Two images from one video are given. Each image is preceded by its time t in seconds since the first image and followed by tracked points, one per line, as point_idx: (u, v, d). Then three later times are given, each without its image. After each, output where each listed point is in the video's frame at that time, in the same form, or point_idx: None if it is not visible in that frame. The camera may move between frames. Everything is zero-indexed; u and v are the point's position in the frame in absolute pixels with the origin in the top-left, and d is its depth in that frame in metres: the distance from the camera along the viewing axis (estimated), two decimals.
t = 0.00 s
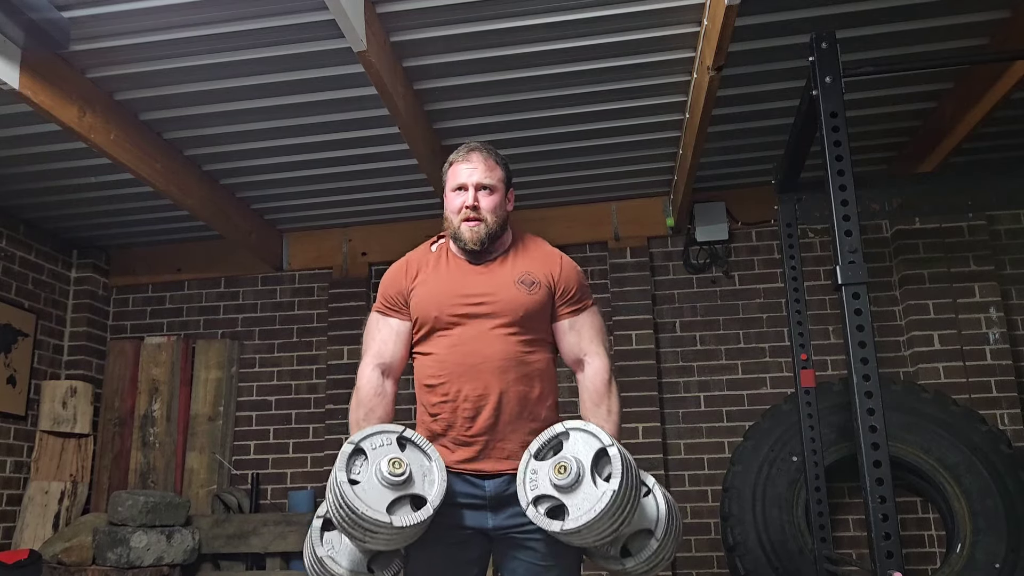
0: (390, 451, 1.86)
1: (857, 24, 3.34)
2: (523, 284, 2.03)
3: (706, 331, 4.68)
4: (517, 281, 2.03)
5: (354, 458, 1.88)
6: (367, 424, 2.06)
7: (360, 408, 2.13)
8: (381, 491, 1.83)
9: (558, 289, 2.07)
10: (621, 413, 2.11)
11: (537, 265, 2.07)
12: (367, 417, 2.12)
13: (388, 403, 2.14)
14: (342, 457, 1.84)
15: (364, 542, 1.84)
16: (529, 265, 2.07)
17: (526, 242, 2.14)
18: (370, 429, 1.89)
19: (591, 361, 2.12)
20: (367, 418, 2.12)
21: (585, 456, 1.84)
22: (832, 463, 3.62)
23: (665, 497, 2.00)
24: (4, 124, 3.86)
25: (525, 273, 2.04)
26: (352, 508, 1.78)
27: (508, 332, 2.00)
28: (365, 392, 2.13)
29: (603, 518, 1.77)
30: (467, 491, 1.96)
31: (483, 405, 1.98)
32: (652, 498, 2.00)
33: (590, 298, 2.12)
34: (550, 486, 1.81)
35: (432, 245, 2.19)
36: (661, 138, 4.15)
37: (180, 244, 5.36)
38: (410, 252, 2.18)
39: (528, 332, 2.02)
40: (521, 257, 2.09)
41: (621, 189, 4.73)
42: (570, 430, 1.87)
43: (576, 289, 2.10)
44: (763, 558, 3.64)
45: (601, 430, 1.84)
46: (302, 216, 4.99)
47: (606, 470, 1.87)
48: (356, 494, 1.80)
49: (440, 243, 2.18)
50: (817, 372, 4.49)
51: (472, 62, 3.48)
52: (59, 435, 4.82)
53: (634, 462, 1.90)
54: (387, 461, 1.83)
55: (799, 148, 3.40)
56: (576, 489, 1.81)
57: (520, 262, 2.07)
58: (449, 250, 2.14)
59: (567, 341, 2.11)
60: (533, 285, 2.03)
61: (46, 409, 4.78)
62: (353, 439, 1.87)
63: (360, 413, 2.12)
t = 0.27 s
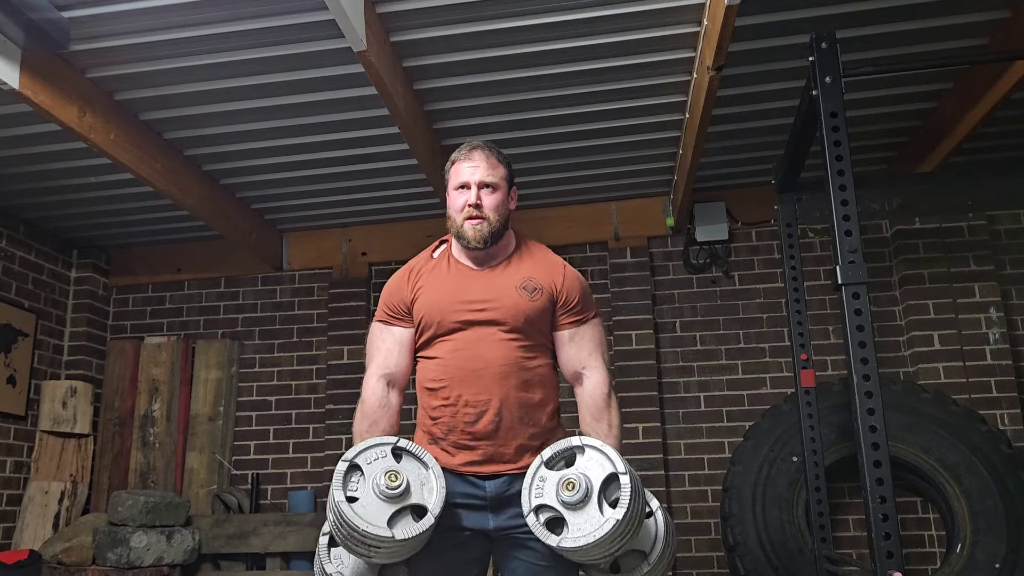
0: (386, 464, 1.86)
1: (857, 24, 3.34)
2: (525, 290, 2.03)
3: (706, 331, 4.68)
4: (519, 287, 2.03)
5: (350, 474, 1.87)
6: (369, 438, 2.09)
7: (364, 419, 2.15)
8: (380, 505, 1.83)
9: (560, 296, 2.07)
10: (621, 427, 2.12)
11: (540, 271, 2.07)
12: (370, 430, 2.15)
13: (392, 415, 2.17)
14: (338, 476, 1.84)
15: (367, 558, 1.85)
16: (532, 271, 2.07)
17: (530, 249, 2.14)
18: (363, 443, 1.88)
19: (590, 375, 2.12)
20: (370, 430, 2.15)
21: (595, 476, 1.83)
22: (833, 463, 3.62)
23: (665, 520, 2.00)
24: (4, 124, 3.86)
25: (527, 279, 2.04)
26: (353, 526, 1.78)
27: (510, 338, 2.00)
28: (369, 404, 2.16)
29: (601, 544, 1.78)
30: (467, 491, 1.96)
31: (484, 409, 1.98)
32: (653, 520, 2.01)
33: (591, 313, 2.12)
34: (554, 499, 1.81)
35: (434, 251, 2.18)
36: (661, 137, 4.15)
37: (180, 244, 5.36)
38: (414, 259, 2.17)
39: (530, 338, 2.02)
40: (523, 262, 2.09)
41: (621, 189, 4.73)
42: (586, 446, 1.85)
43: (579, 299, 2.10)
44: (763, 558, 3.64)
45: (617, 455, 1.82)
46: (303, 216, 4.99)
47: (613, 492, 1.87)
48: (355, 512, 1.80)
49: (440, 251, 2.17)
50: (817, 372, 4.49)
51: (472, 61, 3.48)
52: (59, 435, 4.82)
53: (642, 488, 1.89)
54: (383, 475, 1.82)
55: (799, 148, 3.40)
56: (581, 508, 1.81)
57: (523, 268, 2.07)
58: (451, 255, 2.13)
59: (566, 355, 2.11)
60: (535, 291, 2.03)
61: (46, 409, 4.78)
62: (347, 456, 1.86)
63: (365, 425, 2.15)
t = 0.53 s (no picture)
0: (391, 471, 1.85)
1: (857, 25, 3.34)
2: (526, 291, 2.03)
3: (706, 331, 4.68)
4: (520, 288, 2.03)
5: (355, 479, 1.86)
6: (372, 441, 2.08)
7: (367, 421, 2.15)
8: (383, 512, 1.82)
9: (561, 297, 2.07)
10: (621, 430, 2.12)
11: (541, 272, 2.07)
12: (373, 432, 2.14)
13: (395, 417, 2.16)
14: (343, 481, 1.83)
15: (368, 564, 1.85)
16: (533, 272, 2.07)
17: (532, 249, 2.14)
18: (370, 448, 1.87)
19: (590, 378, 2.11)
20: (373, 433, 2.14)
21: (594, 484, 1.82)
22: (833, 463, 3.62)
23: (668, 518, 2.01)
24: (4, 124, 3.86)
25: (528, 280, 2.04)
26: (355, 533, 1.78)
27: (511, 340, 2.00)
28: (372, 406, 2.15)
29: (603, 553, 1.78)
30: (468, 491, 1.96)
31: (486, 411, 1.98)
32: (655, 519, 2.01)
33: (593, 317, 2.12)
34: (554, 509, 1.81)
35: (437, 251, 2.18)
36: (661, 137, 4.15)
37: (180, 244, 5.36)
38: (416, 260, 2.18)
39: (531, 340, 2.02)
40: (525, 264, 2.09)
41: (621, 189, 4.73)
42: (584, 454, 1.84)
43: (580, 301, 2.09)
44: (763, 559, 3.64)
45: (615, 463, 1.81)
46: (303, 216, 4.99)
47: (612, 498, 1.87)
48: (358, 518, 1.80)
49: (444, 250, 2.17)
50: (817, 372, 4.49)
51: (472, 62, 3.48)
52: (59, 435, 4.82)
53: (642, 493, 1.89)
54: (388, 484, 1.82)
55: (800, 148, 3.40)
56: (581, 517, 1.81)
57: (524, 269, 2.07)
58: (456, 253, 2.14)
59: (567, 357, 2.10)
60: (536, 292, 2.03)
61: (46, 409, 4.78)
62: (353, 461, 1.85)
63: (367, 427, 2.15)
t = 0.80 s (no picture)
0: (395, 458, 1.85)
1: (857, 25, 3.34)
2: (524, 285, 2.03)
3: (706, 331, 4.68)
4: (518, 283, 2.03)
5: (359, 465, 1.85)
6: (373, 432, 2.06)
7: (366, 411, 2.13)
8: (387, 499, 1.82)
9: (558, 289, 2.07)
10: (619, 418, 2.11)
11: (538, 265, 2.07)
12: (373, 422, 2.13)
13: (394, 406, 2.15)
14: (347, 467, 1.82)
15: (370, 549, 1.84)
16: (530, 266, 2.07)
17: (528, 242, 2.14)
18: (375, 435, 1.87)
19: (588, 365, 2.10)
20: (373, 423, 2.13)
21: (588, 468, 1.82)
22: (833, 463, 3.62)
23: (664, 502, 1.99)
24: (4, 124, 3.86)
25: (525, 274, 2.04)
26: (358, 518, 1.77)
27: (510, 334, 2.00)
28: (370, 396, 2.14)
29: (601, 534, 1.77)
30: (468, 487, 1.96)
31: (486, 407, 1.98)
32: (651, 504, 1.99)
33: (590, 299, 2.11)
34: (550, 495, 1.81)
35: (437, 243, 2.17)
36: (661, 137, 4.15)
37: (180, 244, 5.36)
38: (415, 251, 2.17)
39: (530, 334, 2.02)
40: (521, 257, 2.09)
41: (621, 189, 4.73)
42: (575, 439, 1.84)
43: (577, 291, 2.09)
44: (764, 559, 3.64)
45: (606, 444, 1.82)
46: (303, 216, 4.99)
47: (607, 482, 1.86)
48: (361, 504, 1.79)
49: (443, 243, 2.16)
50: (817, 372, 4.49)
51: (472, 62, 3.48)
52: (59, 434, 4.82)
53: (636, 476, 1.88)
54: (392, 470, 1.81)
55: (800, 148, 3.40)
56: (576, 501, 1.80)
57: (521, 263, 2.07)
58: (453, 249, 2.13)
59: (565, 344, 2.10)
60: (534, 286, 2.03)
61: (46, 409, 4.78)
62: (358, 447, 1.84)
63: (366, 417, 2.13)
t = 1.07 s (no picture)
0: (396, 437, 1.86)
1: (857, 25, 3.34)
2: (522, 278, 2.03)
3: (706, 331, 4.68)
4: (515, 276, 2.03)
5: (359, 441, 1.86)
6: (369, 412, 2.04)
7: (361, 390, 2.11)
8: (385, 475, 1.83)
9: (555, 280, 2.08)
10: (619, 396, 2.14)
11: (535, 257, 2.08)
12: (368, 401, 2.10)
13: (389, 386, 2.13)
14: (347, 441, 1.83)
15: (363, 526, 1.84)
16: (527, 258, 2.07)
17: (524, 234, 2.14)
18: (377, 413, 1.88)
19: (590, 346, 2.12)
20: (368, 402, 2.11)
21: (579, 442, 1.84)
22: (833, 463, 3.62)
23: (663, 474, 2.00)
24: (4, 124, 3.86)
25: (523, 266, 2.05)
26: (355, 491, 1.77)
27: (509, 328, 2.00)
28: (366, 375, 2.11)
29: (602, 502, 1.77)
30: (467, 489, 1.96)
31: (485, 401, 1.98)
32: (651, 477, 2.01)
33: (588, 281, 2.13)
34: (546, 475, 1.82)
35: (439, 231, 2.17)
36: (661, 138, 4.15)
37: (180, 244, 5.36)
38: (416, 236, 2.17)
39: (529, 328, 2.02)
40: (519, 250, 2.09)
41: (621, 189, 4.73)
42: (563, 417, 1.86)
43: (574, 274, 2.10)
44: (763, 559, 3.64)
45: (592, 415, 1.84)
46: (303, 216, 4.99)
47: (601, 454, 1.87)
48: (359, 478, 1.79)
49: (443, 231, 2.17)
50: (817, 372, 4.49)
51: (472, 62, 3.48)
52: (59, 434, 4.82)
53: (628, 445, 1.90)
54: (393, 448, 1.83)
55: (800, 149, 3.40)
56: (573, 476, 1.81)
57: (518, 256, 2.07)
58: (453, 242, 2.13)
59: (567, 327, 2.11)
60: (532, 278, 2.03)
61: (46, 408, 4.78)
62: (360, 422, 1.86)
63: (362, 396, 2.11)
